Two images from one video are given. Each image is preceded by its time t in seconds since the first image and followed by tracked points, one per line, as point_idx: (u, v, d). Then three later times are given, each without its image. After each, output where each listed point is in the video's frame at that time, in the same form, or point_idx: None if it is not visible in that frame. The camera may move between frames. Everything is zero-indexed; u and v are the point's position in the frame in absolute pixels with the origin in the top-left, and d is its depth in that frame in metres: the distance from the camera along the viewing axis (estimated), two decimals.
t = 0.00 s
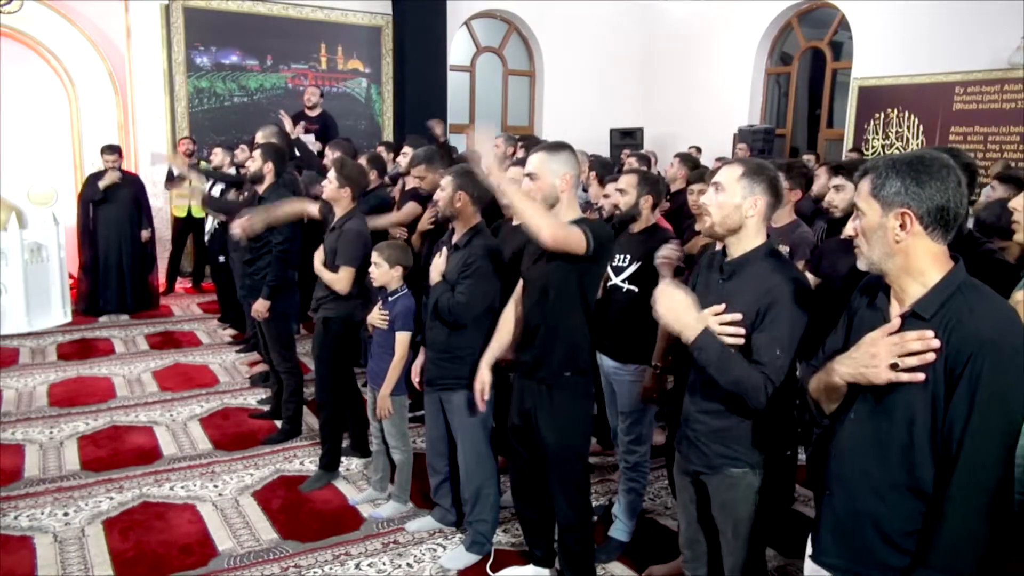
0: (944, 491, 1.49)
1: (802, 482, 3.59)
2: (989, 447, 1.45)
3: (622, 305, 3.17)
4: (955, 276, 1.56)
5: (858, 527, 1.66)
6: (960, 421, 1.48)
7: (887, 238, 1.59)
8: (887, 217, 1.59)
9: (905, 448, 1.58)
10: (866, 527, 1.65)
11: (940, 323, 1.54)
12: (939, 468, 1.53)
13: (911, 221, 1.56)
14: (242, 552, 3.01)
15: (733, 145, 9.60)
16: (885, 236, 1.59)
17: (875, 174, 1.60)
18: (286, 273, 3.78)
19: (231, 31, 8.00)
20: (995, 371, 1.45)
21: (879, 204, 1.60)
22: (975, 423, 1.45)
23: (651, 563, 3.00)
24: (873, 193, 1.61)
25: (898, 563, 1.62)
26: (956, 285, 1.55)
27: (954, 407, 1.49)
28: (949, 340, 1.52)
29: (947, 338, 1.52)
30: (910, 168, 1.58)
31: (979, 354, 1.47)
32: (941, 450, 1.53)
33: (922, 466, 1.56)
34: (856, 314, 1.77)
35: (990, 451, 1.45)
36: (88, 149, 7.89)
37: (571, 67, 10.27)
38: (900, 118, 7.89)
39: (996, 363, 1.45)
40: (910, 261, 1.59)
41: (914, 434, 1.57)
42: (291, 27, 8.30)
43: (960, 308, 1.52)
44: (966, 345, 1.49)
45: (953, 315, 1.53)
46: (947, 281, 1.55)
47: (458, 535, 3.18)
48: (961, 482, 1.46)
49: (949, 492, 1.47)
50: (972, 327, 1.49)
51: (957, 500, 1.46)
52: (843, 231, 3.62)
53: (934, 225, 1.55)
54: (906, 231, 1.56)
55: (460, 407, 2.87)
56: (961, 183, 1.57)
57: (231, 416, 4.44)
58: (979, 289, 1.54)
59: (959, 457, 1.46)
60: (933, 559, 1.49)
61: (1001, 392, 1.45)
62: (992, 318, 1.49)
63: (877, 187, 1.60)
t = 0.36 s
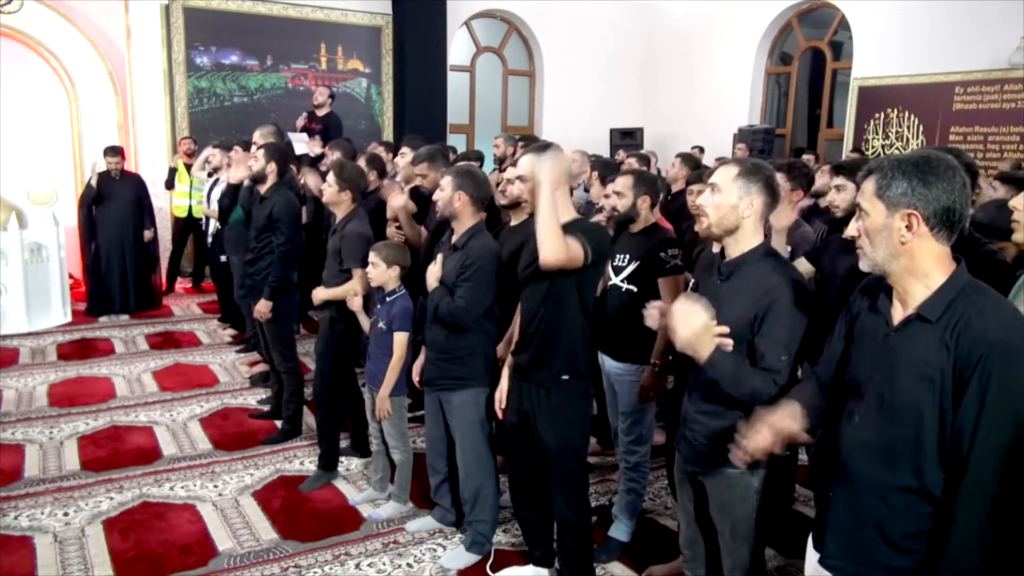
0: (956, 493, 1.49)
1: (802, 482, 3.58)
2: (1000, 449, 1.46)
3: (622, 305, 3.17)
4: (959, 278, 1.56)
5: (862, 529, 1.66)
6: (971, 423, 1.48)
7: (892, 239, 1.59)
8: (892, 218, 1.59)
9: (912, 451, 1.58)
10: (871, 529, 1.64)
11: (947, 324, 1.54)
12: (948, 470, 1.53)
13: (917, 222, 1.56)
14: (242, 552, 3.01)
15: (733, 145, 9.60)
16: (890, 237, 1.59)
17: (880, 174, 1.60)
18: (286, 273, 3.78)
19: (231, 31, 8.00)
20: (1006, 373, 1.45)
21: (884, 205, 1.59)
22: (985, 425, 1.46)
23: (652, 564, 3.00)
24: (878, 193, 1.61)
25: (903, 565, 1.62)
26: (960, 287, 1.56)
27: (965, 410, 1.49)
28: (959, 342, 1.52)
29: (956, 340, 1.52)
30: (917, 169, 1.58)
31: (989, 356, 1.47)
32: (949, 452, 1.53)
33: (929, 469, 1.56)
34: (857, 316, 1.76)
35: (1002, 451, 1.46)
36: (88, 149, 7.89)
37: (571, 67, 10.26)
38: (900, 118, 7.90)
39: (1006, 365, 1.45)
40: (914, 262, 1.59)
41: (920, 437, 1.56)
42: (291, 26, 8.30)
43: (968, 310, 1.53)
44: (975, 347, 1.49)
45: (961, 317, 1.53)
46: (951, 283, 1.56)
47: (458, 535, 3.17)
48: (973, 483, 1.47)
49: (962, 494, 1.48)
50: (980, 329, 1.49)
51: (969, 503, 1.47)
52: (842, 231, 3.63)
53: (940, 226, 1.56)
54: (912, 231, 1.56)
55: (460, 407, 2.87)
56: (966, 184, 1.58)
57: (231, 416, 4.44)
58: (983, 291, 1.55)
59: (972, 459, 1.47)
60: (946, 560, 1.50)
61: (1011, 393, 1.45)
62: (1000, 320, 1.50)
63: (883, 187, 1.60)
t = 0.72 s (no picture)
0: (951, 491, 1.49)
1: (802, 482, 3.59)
2: (995, 448, 1.45)
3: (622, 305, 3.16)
4: (956, 277, 1.56)
5: (860, 527, 1.66)
6: (965, 422, 1.48)
7: (889, 238, 1.59)
8: (889, 217, 1.59)
9: (909, 449, 1.58)
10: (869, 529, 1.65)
11: (943, 323, 1.54)
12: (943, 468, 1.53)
13: (914, 221, 1.56)
14: (242, 552, 3.01)
15: (733, 146, 9.61)
16: (887, 236, 1.59)
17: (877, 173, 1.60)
18: (285, 273, 3.78)
19: (231, 31, 8.00)
20: (1001, 373, 1.45)
21: (881, 203, 1.59)
22: (979, 424, 1.45)
23: (652, 563, 3.00)
24: (875, 192, 1.61)
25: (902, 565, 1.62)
26: (957, 286, 1.56)
27: (959, 409, 1.49)
28: (953, 341, 1.52)
29: (951, 339, 1.52)
30: (913, 168, 1.58)
31: (983, 355, 1.47)
32: (944, 449, 1.53)
33: (925, 467, 1.56)
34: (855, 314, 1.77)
35: (996, 451, 1.45)
36: (88, 149, 7.88)
37: (571, 67, 10.26)
38: (900, 118, 7.90)
39: (1001, 363, 1.45)
40: (912, 261, 1.59)
41: (917, 436, 1.57)
42: (291, 27, 8.30)
43: (964, 309, 1.52)
44: (970, 346, 1.48)
45: (956, 315, 1.53)
46: (948, 282, 1.56)
47: (458, 535, 3.18)
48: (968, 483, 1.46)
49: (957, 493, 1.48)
50: (975, 328, 1.49)
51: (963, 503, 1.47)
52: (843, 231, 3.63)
53: (937, 225, 1.55)
54: (908, 230, 1.56)
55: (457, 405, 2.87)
56: (963, 183, 1.58)
57: (231, 416, 4.44)
58: (980, 289, 1.55)
59: (966, 457, 1.47)
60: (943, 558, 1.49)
61: (1006, 393, 1.45)
62: (995, 319, 1.49)
63: (880, 186, 1.60)
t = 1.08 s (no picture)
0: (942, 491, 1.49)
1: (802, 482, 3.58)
2: (987, 447, 1.45)
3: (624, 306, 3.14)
4: (953, 277, 1.56)
5: (853, 526, 1.67)
6: (958, 421, 1.48)
7: (887, 238, 1.59)
8: (888, 217, 1.59)
9: (903, 448, 1.59)
10: (862, 527, 1.65)
11: (939, 323, 1.54)
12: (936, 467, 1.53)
13: (911, 221, 1.56)
14: (242, 552, 3.00)
15: (733, 146, 9.61)
16: (885, 236, 1.59)
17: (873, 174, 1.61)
18: (284, 273, 3.77)
19: (231, 31, 8.00)
20: (993, 373, 1.45)
21: (879, 203, 1.59)
22: (971, 424, 1.45)
23: (652, 563, 3.00)
24: (872, 192, 1.61)
25: (895, 565, 1.62)
26: (953, 287, 1.56)
27: (952, 409, 1.49)
28: (947, 341, 1.52)
29: (946, 339, 1.52)
30: (910, 168, 1.58)
31: (976, 355, 1.46)
32: (937, 449, 1.53)
33: (919, 466, 1.57)
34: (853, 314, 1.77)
35: (988, 450, 1.45)
36: (88, 149, 7.88)
37: (571, 67, 10.26)
38: (900, 118, 7.90)
39: (993, 363, 1.45)
40: (909, 261, 1.59)
41: (911, 435, 1.57)
42: (291, 27, 8.30)
43: (959, 310, 1.52)
44: (963, 346, 1.48)
45: (951, 315, 1.53)
46: (945, 282, 1.56)
47: (457, 535, 3.18)
48: (957, 482, 1.46)
49: (947, 492, 1.48)
50: (969, 328, 1.49)
51: (953, 502, 1.47)
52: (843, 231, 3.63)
53: (934, 224, 1.55)
54: (906, 230, 1.56)
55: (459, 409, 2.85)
56: (960, 182, 1.58)
57: (231, 416, 4.44)
58: (977, 289, 1.55)
59: (956, 455, 1.47)
60: (933, 556, 1.49)
61: (998, 393, 1.45)
62: (990, 320, 1.49)
63: (877, 187, 1.60)
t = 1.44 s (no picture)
0: (950, 492, 1.49)
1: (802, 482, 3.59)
2: (995, 448, 1.46)
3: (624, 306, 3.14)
4: (956, 277, 1.56)
5: (858, 527, 1.67)
6: (965, 422, 1.48)
7: (891, 238, 1.59)
8: (892, 216, 1.59)
9: (908, 449, 1.59)
10: (867, 527, 1.65)
11: (944, 324, 1.54)
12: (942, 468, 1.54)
13: (915, 220, 1.56)
14: (242, 552, 3.00)
15: (733, 146, 9.61)
16: (888, 235, 1.59)
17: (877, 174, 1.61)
18: (284, 274, 3.77)
19: (231, 31, 8.00)
20: (1000, 373, 1.45)
21: (883, 203, 1.60)
22: (979, 425, 1.46)
23: (652, 563, 3.00)
24: (876, 191, 1.61)
25: (899, 564, 1.63)
26: (956, 287, 1.56)
27: (959, 409, 1.49)
28: (953, 342, 1.52)
29: (951, 340, 1.52)
30: (914, 167, 1.58)
31: (983, 356, 1.47)
32: (944, 450, 1.54)
33: (924, 468, 1.57)
34: (854, 314, 1.76)
35: (995, 451, 1.46)
36: (88, 149, 7.87)
37: (571, 67, 10.26)
38: (900, 118, 7.90)
39: (1001, 364, 1.46)
40: (913, 260, 1.59)
41: (916, 435, 1.57)
42: (291, 26, 8.30)
43: (964, 310, 1.52)
44: (970, 346, 1.49)
45: (956, 316, 1.53)
46: (949, 282, 1.56)
47: (458, 536, 3.18)
48: (966, 482, 1.47)
49: (955, 493, 1.48)
50: (975, 329, 1.49)
51: (961, 503, 1.47)
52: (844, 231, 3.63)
53: (938, 224, 1.56)
54: (910, 229, 1.56)
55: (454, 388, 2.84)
56: (963, 181, 1.58)
57: (231, 416, 4.44)
58: (980, 290, 1.55)
59: (965, 457, 1.47)
60: (941, 557, 1.49)
61: (1005, 394, 1.45)
62: (996, 320, 1.49)
63: (881, 186, 1.60)
